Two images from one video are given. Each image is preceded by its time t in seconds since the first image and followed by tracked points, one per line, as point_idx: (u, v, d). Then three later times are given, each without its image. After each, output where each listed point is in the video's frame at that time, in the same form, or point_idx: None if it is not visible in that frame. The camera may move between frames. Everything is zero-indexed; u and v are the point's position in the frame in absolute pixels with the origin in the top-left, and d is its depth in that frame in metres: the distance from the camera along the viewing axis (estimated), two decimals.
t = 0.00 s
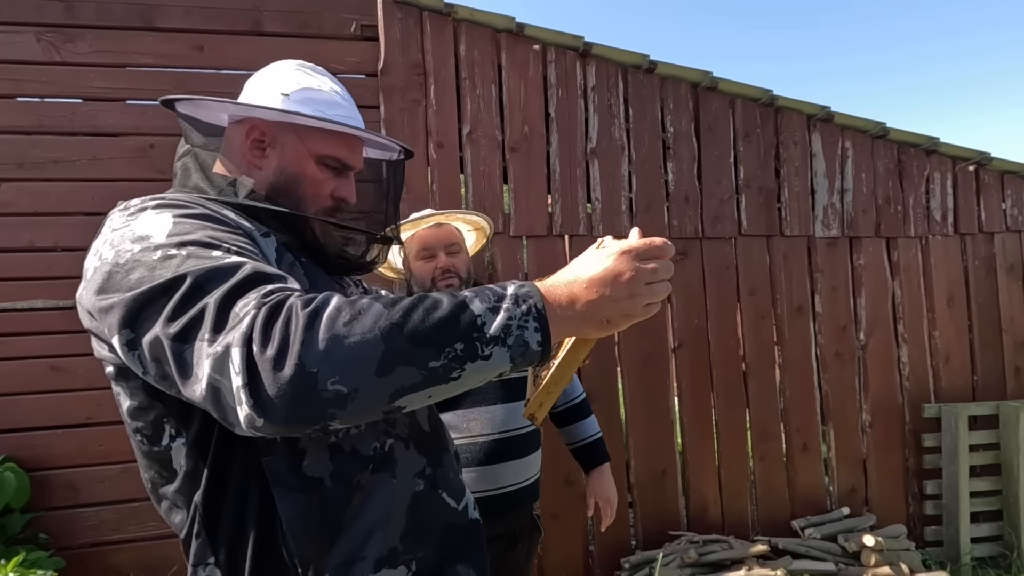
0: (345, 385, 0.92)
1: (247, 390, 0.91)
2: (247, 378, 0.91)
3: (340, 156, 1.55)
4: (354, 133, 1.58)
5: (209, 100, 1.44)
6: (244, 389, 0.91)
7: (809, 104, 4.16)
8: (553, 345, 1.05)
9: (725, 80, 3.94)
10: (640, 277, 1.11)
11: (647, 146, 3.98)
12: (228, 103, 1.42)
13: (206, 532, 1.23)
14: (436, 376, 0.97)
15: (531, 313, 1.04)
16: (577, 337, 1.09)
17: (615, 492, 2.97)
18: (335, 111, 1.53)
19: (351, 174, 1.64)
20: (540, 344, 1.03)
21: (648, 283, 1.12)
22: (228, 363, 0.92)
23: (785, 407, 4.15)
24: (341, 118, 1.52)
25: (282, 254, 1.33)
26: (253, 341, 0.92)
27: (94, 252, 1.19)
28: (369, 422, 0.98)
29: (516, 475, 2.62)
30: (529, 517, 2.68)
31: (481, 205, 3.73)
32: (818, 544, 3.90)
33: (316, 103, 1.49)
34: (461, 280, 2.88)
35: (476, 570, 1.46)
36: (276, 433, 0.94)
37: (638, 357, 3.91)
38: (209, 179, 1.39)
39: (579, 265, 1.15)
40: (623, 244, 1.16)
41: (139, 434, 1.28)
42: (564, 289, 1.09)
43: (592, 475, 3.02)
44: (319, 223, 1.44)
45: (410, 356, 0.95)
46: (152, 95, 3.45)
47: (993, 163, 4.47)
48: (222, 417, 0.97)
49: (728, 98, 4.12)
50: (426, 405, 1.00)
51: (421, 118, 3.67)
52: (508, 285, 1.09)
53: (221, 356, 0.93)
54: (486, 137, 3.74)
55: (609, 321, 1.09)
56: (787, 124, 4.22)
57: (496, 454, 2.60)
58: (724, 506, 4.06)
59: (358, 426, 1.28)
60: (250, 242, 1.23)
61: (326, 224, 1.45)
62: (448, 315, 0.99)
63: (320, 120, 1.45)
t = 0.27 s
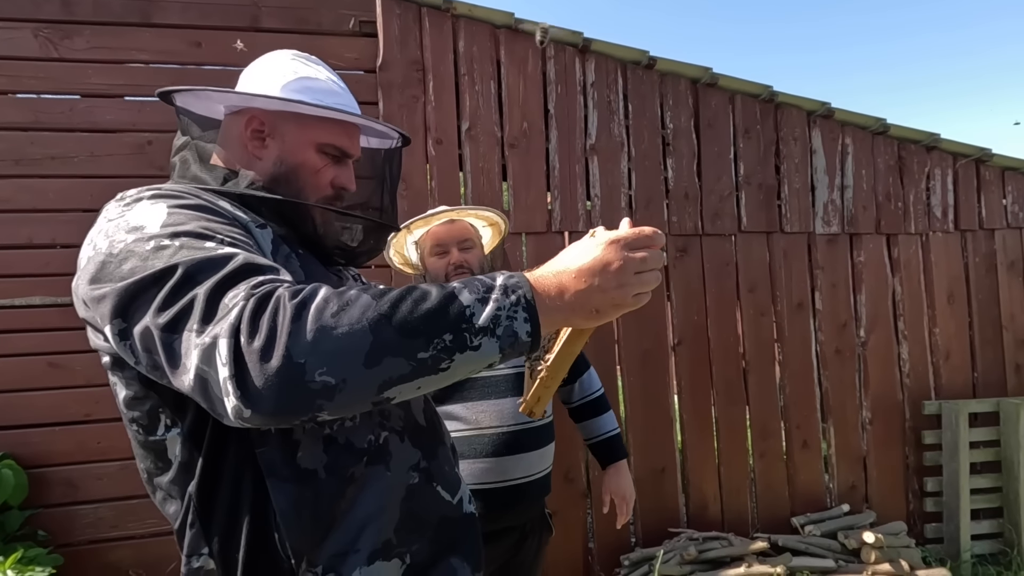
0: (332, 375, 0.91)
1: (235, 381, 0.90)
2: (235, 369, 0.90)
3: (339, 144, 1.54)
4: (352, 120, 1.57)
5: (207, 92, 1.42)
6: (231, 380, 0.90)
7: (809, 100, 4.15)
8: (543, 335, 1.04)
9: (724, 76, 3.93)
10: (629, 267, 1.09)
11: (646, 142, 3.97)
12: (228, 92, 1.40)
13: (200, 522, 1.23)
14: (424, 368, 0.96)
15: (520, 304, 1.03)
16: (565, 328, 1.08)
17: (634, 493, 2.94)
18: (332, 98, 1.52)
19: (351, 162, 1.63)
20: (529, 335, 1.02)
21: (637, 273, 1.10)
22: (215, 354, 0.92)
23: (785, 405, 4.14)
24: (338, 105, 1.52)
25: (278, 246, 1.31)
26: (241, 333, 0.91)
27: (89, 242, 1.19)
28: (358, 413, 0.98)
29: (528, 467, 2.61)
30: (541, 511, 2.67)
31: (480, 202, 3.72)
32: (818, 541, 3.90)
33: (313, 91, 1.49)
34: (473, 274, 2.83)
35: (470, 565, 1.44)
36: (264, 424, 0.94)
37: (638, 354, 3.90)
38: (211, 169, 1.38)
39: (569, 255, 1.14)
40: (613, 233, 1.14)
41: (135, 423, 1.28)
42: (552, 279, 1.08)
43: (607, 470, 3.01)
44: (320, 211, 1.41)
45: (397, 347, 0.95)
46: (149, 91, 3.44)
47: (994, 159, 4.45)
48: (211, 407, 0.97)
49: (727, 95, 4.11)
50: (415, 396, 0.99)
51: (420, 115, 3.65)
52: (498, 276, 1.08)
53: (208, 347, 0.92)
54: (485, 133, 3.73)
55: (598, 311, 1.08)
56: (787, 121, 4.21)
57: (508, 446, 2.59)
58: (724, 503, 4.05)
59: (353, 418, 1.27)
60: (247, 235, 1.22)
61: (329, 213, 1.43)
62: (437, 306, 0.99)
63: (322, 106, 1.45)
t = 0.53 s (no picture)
0: (332, 416, 0.91)
1: (237, 410, 0.91)
2: (238, 397, 0.91)
3: (346, 121, 1.52)
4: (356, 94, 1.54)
5: (208, 82, 1.42)
6: (233, 408, 0.91)
7: (809, 99, 4.14)
8: (548, 396, 1.03)
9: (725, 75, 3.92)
10: (646, 333, 1.11)
11: (647, 141, 3.97)
12: (228, 80, 1.41)
13: (205, 520, 1.24)
14: (423, 417, 0.97)
15: (529, 362, 1.02)
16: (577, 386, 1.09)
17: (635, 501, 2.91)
18: (333, 73, 1.50)
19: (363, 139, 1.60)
20: (535, 396, 1.01)
21: (650, 338, 1.13)
22: (221, 379, 0.93)
23: (785, 404, 4.15)
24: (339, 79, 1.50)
25: (297, 252, 1.28)
26: (248, 361, 0.92)
27: (112, 235, 1.19)
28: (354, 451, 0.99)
29: (528, 467, 2.60)
30: (542, 510, 2.67)
31: (480, 201, 3.72)
32: (819, 540, 3.90)
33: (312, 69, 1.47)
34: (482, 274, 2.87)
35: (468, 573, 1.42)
36: (261, 453, 0.95)
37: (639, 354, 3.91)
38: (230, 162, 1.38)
39: (586, 310, 1.14)
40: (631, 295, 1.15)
41: (147, 418, 1.29)
42: (576, 333, 1.09)
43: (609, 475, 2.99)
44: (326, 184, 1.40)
45: (400, 394, 0.95)
46: (150, 91, 3.44)
47: (995, 158, 4.44)
48: (214, 427, 0.98)
49: (728, 94, 4.10)
50: (412, 440, 1.00)
51: (420, 114, 3.65)
52: (512, 328, 1.07)
53: (216, 371, 0.93)
54: (486, 133, 3.73)
55: (610, 373, 1.10)
56: (788, 120, 4.20)
57: (509, 444, 2.59)
58: (725, 502, 4.06)
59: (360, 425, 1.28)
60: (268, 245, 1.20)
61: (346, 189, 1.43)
62: (444, 358, 0.98)
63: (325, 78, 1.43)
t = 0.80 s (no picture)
0: (358, 429, 0.92)
1: (264, 414, 0.92)
2: (266, 401, 0.92)
3: (377, 104, 1.52)
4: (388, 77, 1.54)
5: (243, 63, 1.44)
6: (261, 412, 0.92)
7: (813, 96, 4.13)
8: (572, 427, 1.04)
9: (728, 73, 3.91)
10: (671, 370, 1.09)
11: (650, 139, 3.96)
12: (263, 60, 1.42)
13: (217, 508, 1.24)
14: (447, 438, 0.97)
15: (557, 393, 1.02)
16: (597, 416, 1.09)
17: (640, 507, 2.92)
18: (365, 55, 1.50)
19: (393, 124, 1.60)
20: (560, 425, 1.02)
21: (676, 376, 1.10)
22: (251, 382, 0.93)
23: (788, 402, 4.14)
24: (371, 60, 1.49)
25: (332, 253, 1.26)
26: (280, 366, 0.93)
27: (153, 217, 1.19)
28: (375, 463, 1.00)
29: (528, 464, 2.59)
30: (545, 507, 2.67)
31: (483, 199, 3.72)
32: (822, 537, 3.90)
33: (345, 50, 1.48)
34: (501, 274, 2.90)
35: None
36: (284, 457, 0.96)
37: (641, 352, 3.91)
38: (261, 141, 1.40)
39: (614, 342, 1.13)
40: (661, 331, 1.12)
41: (167, 400, 1.30)
42: (620, 359, 1.09)
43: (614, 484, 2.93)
44: (362, 168, 1.40)
45: (427, 414, 0.95)
46: (154, 90, 3.45)
47: (999, 155, 4.43)
48: (239, 425, 0.99)
49: (731, 91, 4.10)
50: (433, 457, 1.01)
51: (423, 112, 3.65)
52: (544, 354, 1.07)
53: (247, 372, 0.94)
54: (489, 130, 3.73)
55: (631, 407, 1.09)
56: (792, 117, 4.20)
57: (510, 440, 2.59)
58: (728, 500, 4.06)
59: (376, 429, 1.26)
60: (308, 244, 1.18)
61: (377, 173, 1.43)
62: (475, 382, 0.98)
63: (355, 56, 1.43)
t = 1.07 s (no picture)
0: (363, 428, 0.92)
1: (269, 409, 0.91)
2: (273, 396, 0.91)
3: (425, 120, 1.51)
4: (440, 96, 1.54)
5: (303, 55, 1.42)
6: (266, 406, 0.91)
7: (815, 92, 4.12)
8: (574, 431, 1.04)
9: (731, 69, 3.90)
10: (670, 408, 1.07)
11: (652, 136, 3.95)
12: (329, 55, 1.40)
13: (226, 497, 1.24)
14: (451, 440, 0.97)
15: (560, 396, 1.03)
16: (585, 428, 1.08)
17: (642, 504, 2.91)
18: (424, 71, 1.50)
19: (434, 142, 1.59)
20: (562, 429, 1.02)
21: (672, 417, 1.08)
22: (258, 375, 0.93)
23: (791, 398, 4.14)
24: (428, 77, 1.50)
25: (359, 253, 1.26)
26: (289, 362, 0.92)
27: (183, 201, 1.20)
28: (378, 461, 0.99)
29: (529, 460, 2.59)
30: (548, 504, 2.66)
31: (485, 196, 3.71)
32: (825, 534, 3.90)
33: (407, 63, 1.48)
34: (518, 275, 2.99)
35: None
36: (287, 452, 0.96)
37: (644, 349, 3.90)
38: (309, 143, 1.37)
39: (623, 361, 1.13)
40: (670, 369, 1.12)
41: (184, 382, 1.31)
42: (624, 379, 1.08)
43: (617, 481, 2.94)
44: (401, 183, 1.41)
45: (432, 414, 0.95)
46: (155, 87, 3.45)
47: (1003, 151, 4.41)
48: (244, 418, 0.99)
49: (734, 87, 4.08)
50: (436, 458, 1.00)
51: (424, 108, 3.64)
52: (547, 358, 1.07)
53: (256, 365, 0.93)
54: (491, 127, 3.72)
55: (620, 430, 1.07)
56: (794, 113, 4.18)
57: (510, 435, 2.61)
58: (731, 497, 4.06)
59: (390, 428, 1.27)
60: (334, 241, 1.17)
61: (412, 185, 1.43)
62: (482, 383, 0.98)
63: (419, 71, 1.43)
